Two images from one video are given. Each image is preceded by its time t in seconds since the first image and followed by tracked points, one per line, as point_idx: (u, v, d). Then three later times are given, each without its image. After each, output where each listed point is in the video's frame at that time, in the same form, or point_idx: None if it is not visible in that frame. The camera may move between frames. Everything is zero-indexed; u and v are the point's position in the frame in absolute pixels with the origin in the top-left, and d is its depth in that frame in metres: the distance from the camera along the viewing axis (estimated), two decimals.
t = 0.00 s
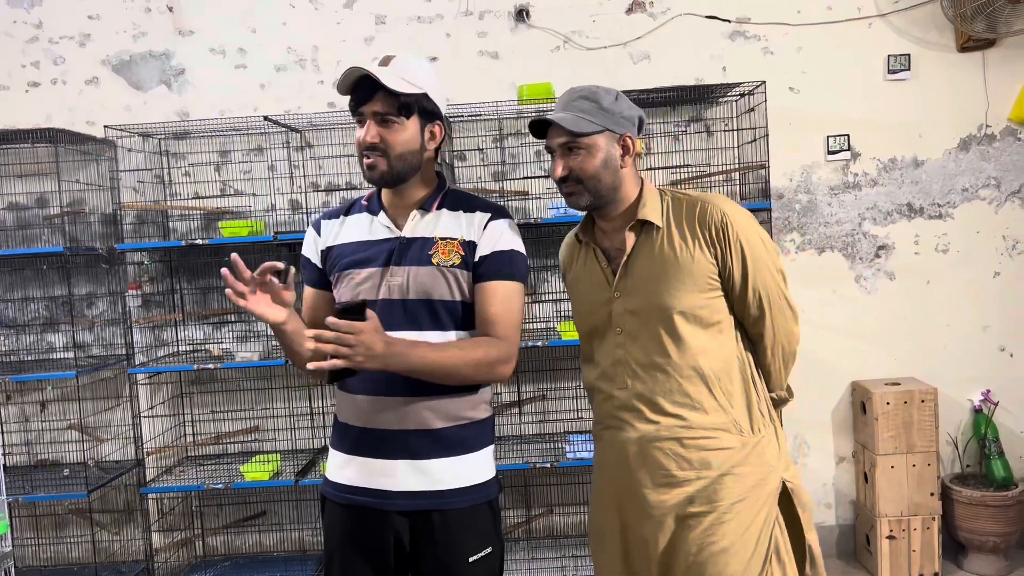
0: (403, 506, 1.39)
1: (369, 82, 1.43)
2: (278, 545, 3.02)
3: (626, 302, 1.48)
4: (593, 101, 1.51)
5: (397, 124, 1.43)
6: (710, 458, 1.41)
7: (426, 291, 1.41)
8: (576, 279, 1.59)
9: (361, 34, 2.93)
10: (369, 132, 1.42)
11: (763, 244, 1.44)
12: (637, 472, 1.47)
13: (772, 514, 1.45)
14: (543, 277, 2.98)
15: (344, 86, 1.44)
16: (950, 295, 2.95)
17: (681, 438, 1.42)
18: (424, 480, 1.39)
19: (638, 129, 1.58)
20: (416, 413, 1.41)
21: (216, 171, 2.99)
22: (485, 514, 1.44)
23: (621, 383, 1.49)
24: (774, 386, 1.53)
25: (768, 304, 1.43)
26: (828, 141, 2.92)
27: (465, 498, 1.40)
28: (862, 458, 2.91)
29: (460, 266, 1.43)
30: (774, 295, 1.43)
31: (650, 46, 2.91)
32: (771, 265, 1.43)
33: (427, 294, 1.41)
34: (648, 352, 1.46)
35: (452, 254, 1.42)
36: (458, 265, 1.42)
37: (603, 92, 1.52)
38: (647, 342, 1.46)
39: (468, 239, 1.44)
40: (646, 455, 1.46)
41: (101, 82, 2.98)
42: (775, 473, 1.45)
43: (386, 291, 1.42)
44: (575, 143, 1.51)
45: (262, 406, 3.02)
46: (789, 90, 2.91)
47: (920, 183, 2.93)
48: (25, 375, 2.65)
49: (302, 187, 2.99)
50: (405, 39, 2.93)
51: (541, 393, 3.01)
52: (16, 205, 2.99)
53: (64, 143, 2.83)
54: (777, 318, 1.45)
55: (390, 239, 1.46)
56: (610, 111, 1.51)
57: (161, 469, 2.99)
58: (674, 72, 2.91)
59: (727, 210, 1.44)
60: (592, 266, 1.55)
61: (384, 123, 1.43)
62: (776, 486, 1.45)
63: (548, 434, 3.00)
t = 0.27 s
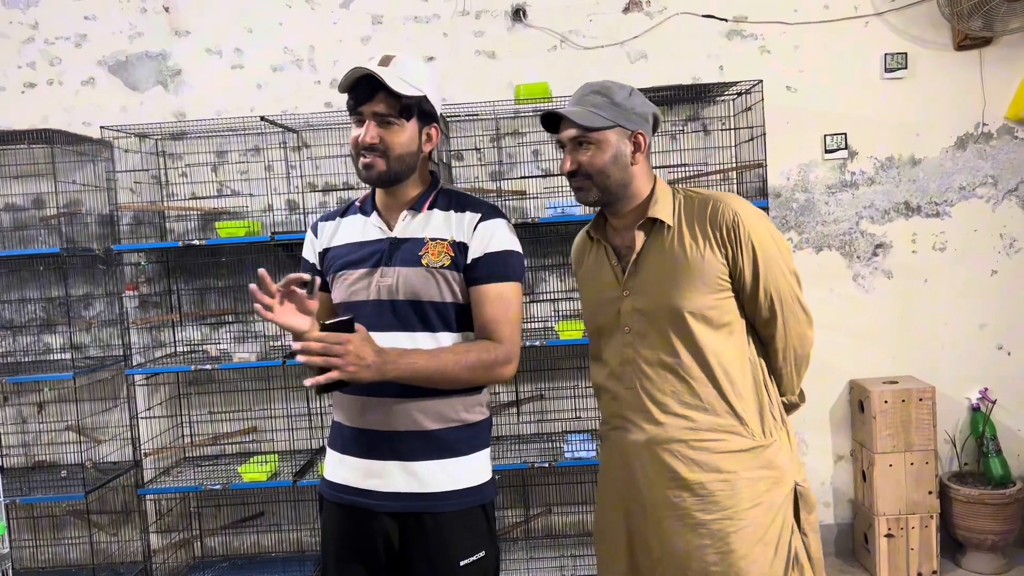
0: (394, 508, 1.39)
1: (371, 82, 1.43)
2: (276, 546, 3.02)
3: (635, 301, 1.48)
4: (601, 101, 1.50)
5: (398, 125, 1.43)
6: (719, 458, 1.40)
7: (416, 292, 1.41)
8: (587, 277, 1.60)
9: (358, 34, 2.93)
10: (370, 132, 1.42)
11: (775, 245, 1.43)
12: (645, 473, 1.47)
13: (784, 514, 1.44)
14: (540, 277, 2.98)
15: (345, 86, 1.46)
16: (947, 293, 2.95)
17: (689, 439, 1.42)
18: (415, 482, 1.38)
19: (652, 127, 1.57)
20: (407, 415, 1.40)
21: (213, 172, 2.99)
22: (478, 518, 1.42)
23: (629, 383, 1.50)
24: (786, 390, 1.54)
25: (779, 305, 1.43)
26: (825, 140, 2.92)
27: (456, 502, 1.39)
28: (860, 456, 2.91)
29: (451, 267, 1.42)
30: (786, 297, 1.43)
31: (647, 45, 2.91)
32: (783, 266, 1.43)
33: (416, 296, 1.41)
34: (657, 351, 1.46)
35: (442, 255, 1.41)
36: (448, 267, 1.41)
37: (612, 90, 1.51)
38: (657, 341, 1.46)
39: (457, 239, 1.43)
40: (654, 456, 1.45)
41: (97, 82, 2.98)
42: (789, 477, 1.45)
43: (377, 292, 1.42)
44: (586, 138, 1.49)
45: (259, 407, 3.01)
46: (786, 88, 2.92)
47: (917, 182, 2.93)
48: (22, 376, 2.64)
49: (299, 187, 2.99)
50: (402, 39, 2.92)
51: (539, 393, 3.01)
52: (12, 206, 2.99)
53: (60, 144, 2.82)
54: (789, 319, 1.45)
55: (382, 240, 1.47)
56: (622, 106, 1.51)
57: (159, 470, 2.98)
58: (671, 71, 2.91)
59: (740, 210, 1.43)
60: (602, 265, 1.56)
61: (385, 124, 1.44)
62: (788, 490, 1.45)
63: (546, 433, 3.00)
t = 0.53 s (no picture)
0: (393, 507, 1.39)
1: (379, 81, 1.42)
2: (274, 546, 3.02)
3: (670, 298, 1.44)
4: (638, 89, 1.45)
5: (407, 125, 1.44)
6: (748, 455, 1.38)
7: (417, 290, 1.41)
8: (617, 271, 1.56)
9: (354, 33, 2.92)
10: (382, 132, 1.41)
11: (819, 242, 1.40)
12: (675, 470, 1.45)
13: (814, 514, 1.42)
14: (538, 276, 2.98)
15: (354, 85, 1.43)
16: (945, 292, 2.95)
17: (721, 442, 1.39)
18: (413, 480, 1.39)
19: (693, 115, 1.52)
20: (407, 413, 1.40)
21: (209, 171, 2.98)
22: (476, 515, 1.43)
23: (660, 381, 1.47)
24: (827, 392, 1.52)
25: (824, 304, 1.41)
26: (822, 138, 2.92)
27: (453, 500, 1.39)
28: (857, 455, 2.91)
29: (453, 264, 1.43)
30: (831, 296, 1.41)
31: (643, 43, 2.90)
32: (828, 263, 1.40)
33: (418, 293, 1.41)
34: (690, 347, 1.43)
35: (444, 252, 1.43)
36: (450, 264, 1.43)
37: (651, 77, 1.46)
38: (689, 338, 1.43)
39: (459, 237, 1.45)
40: (682, 453, 1.43)
41: (92, 82, 2.97)
42: (820, 483, 1.44)
43: (377, 291, 1.42)
44: (621, 127, 1.45)
45: (257, 407, 3.01)
46: (782, 87, 2.91)
47: (914, 180, 2.93)
48: (18, 377, 2.64)
49: (295, 187, 2.98)
50: (398, 38, 2.92)
51: (537, 392, 3.00)
52: (8, 206, 2.98)
53: (56, 144, 2.82)
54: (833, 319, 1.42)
55: (377, 239, 1.45)
56: (662, 92, 1.46)
57: (156, 471, 2.97)
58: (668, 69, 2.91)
59: (786, 207, 1.40)
60: (636, 257, 1.52)
61: (396, 123, 1.44)
62: (820, 496, 1.44)
63: (544, 432, 3.00)
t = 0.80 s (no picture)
0: (392, 506, 1.38)
1: (383, 78, 1.41)
2: (271, 546, 3.01)
3: (709, 297, 1.26)
4: (695, 70, 1.27)
5: (409, 122, 1.44)
6: (796, 476, 1.21)
7: (420, 288, 1.42)
8: (649, 266, 1.40)
9: (350, 31, 2.92)
10: (386, 129, 1.41)
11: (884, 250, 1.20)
12: (713, 489, 1.27)
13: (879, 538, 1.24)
14: (535, 274, 2.97)
15: (357, 80, 1.40)
16: (942, 289, 2.95)
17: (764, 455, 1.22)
18: (412, 478, 1.39)
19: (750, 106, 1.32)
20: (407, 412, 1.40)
21: (204, 170, 2.97)
22: (473, 509, 1.44)
23: (697, 389, 1.29)
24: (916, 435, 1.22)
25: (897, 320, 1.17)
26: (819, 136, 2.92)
27: (452, 495, 1.41)
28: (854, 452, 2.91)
29: (456, 262, 1.46)
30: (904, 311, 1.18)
31: (640, 41, 2.90)
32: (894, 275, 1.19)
33: (424, 291, 1.43)
34: (732, 355, 1.24)
35: (447, 250, 1.45)
36: (454, 261, 1.45)
37: (711, 57, 1.27)
38: (732, 344, 1.24)
39: (460, 235, 1.48)
40: (721, 470, 1.26)
41: (87, 80, 2.96)
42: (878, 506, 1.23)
43: (381, 291, 1.42)
44: (677, 112, 1.27)
45: (253, 407, 3.00)
46: (779, 84, 2.91)
47: (911, 177, 2.93)
48: (14, 377, 2.63)
49: (291, 185, 2.98)
50: (393, 36, 2.91)
51: (533, 391, 3.00)
52: (3, 206, 2.97)
53: (50, 143, 2.81)
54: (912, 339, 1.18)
55: (376, 238, 1.44)
56: (723, 80, 1.26)
57: (152, 470, 2.97)
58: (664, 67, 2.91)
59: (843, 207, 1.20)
60: (673, 253, 1.34)
61: (399, 120, 1.43)
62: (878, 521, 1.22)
63: (541, 431, 2.99)
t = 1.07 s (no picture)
0: (390, 506, 1.38)
1: (385, 79, 1.41)
2: (267, 546, 3.01)
3: (743, 297, 1.23)
4: (737, 61, 1.22)
5: (409, 123, 1.44)
6: (830, 486, 1.16)
7: (420, 288, 1.43)
8: (684, 263, 1.37)
9: (345, 31, 2.92)
10: (387, 130, 1.40)
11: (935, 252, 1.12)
12: (744, 496, 1.23)
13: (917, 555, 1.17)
14: (531, 274, 2.97)
15: (357, 81, 1.40)
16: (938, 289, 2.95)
17: (796, 459, 1.17)
18: (410, 478, 1.38)
19: (790, 98, 1.28)
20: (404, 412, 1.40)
21: (199, 170, 2.97)
22: (469, 507, 1.45)
23: (729, 390, 1.25)
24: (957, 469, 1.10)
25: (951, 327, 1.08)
26: (814, 136, 2.92)
27: (449, 493, 1.41)
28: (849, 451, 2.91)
29: (454, 262, 1.47)
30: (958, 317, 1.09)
31: (635, 41, 2.90)
32: (946, 278, 1.11)
33: (424, 291, 1.43)
34: (766, 358, 1.20)
35: (446, 250, 1.46)
36: (453, 261, 1.46)
37: (753, 48, 1.22)
38: (767, 347, 1.20)
39: (459, 235, 1.48)
40: (752, 476, 1.22)
41: (82, 80, 2.95)
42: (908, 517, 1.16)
43: (381, 291, 1.42)
44: (718, 104, 1.21)
45: (249, 407, 3.00)
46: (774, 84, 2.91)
47: (905, 177, 2.94)
48: (9, 377, 2.62)
49: (287, 185, 2.98)
50: (389, 36, 2.91)
51: (529, 391, 3.00)
52: None
53: (44, 143, 2.80)
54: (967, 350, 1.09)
55: (374, 238, 1.44)
56: (762, 71, 1.22)
57: (148, 471, 2.96)
58: (660, 67, 2.91)
59: (890, 204, 1.14)
60: (707, 249, 1.31)
61: (400, 121, 1.43)
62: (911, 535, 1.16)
63: (537, 430, 2.99)
